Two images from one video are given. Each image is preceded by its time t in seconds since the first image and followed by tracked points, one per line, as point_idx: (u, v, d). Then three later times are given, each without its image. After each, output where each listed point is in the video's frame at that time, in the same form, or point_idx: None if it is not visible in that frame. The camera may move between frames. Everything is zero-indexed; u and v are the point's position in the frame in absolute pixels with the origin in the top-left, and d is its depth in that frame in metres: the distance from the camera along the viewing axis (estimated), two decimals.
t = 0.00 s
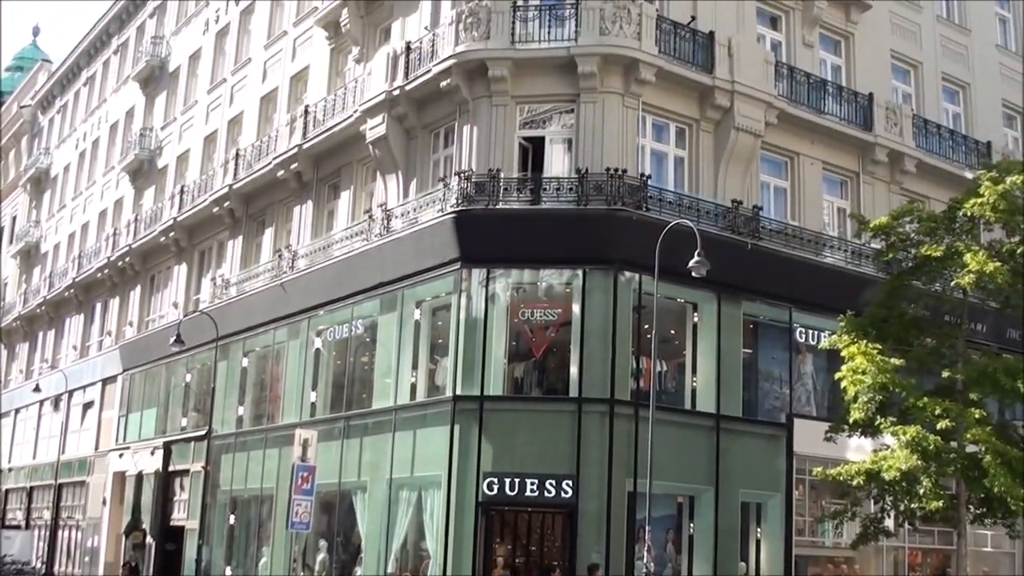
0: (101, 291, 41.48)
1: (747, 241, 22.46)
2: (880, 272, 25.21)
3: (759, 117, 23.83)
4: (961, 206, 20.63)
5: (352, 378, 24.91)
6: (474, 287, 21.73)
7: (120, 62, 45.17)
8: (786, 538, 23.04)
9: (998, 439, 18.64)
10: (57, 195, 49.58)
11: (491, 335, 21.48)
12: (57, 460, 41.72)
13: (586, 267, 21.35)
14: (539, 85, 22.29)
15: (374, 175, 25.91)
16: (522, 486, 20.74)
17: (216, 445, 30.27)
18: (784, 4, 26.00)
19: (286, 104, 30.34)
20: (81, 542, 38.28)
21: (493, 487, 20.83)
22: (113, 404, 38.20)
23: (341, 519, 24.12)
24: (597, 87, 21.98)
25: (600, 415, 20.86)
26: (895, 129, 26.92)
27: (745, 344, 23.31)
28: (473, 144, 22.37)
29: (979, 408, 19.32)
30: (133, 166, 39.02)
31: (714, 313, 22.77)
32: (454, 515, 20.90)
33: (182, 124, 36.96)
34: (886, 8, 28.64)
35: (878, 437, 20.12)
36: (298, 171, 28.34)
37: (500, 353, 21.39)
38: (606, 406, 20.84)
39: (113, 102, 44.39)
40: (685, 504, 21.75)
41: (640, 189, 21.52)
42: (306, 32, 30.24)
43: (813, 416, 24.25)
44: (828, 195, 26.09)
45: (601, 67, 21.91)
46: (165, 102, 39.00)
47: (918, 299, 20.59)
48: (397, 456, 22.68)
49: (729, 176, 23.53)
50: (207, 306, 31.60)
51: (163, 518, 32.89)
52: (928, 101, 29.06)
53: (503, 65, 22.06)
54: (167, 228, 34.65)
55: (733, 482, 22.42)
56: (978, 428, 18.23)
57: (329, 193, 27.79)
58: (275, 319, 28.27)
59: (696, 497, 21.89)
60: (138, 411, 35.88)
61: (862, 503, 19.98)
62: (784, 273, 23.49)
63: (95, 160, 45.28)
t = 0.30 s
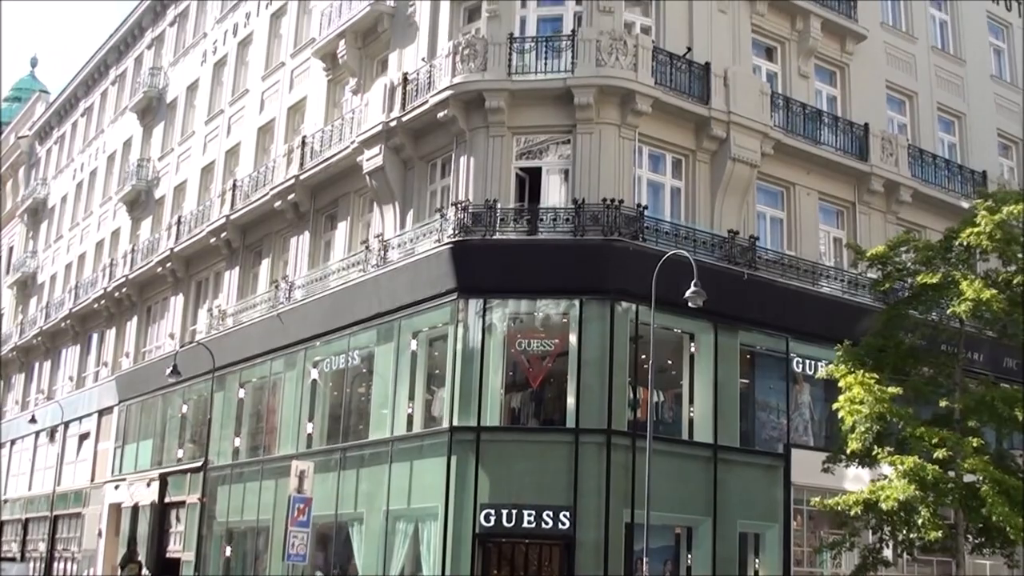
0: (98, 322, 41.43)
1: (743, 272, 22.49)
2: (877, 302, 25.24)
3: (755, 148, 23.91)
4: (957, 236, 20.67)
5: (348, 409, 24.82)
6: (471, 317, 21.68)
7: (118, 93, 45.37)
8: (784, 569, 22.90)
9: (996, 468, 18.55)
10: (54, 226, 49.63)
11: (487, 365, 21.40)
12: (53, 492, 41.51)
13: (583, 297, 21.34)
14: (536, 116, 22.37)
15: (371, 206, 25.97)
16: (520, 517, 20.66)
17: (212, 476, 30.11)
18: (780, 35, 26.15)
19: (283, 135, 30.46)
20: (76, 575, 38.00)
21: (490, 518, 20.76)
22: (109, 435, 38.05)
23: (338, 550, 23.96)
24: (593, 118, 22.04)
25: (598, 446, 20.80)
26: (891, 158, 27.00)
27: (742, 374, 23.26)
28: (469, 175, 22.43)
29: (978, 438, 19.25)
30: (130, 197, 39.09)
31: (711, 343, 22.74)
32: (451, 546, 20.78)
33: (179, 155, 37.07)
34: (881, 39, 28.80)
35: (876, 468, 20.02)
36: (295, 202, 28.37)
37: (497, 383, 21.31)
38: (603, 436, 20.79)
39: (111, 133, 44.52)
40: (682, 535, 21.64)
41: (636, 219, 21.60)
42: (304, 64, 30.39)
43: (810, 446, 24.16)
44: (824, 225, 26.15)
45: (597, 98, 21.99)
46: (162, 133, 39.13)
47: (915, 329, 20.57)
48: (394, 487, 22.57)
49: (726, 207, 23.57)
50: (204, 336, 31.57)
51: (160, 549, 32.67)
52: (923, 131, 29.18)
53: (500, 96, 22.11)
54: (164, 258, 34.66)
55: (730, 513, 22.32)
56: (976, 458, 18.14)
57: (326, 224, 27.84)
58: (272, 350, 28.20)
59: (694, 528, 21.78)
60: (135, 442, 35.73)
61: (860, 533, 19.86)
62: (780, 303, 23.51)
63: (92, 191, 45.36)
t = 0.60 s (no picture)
0: (97, 351, 41.39)
1: (742, 301, 22.49)
2: (877, 330, 25.23)
3: (754, 177, 23.96)
4: (956, 265, 20.67)
5: (348, 439, 24.74)
6: (470, 347, 21.64)
7: (118, 123, 45.59)
8: None
9: (996, 497, 18.46)
10: (53, 255, 49.69)
11: (487, 395, 21.34)
12: (52, 522, 41.34)
13: (582, 326, 21.32)
14: (534, 145, 22.43)
15: (370, 235, 26.02)
16: (519, 548, 20.57)
17: (211, 506, 29.98)
18: (778, 65, 26.25)
19: (283, 165, 30.56)
20: None
21: (490, 549, 20.64)
22: (108, 465, 37.93)
23: None
24: (592, 148, 22.11)
25: (597, 476, 20.74)
26: (890, 187, 27.05)
27: (741, 403, 23.19)
28: (468, 204, 22.48)
29: (978, 466, 19.18)
30: (130, 226, 39.16)
31: (710, 372, 22.69)
32: None
33: (178, 185, 37.17)
34: (879, 68, 28.91)
35: (876, 497, 19.93)
36: (294, 232, 28.41)
37: (496, 413, 21.24)
38: (602, 466, 20.74)
39: (110, 163, 44.66)
40: (682, 565, 21.51)
41: (635, 249, 21.64)
42: (303, 94, 30.54)
43: (811, 476, 24.06)
44: (823, 254, 26.17)
45: (595, 127, 22.05)
46: (162, 163, 39.26)
47: (914, 358, 20.54)
48: (393, 517, 22.45)
49: (725, 236, 23.59)
50: (203, 366, 31.54)
51: None
52: (922, 159, 29.25)
53: (498, 126, 22.17)
54: (163, 288, 34.68)
55: (730, 543, 22.20)
56: (976, 487, 18.06)
57: (326, 253, 27.89)
58: (271, 380, 28.16)
59: (694, 559, 21.65)
60: (134, 472, 35.62)
61: (861, 564, 19.72)
62: (780, 332, 23.49)
63: (92, 221, 45.45)
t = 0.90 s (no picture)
0: (92, 381, 41.27)
1: (738, 331, 22.50)
2: (872, 360, 25.23)
3: (749, 207, 24.02)
4: (951, 294, 20.68)
5: (343, 469, 24.63)
6: (466, 377, 21.58)
7: (114, 153, 45.72)
8: None
9: (993, 527, 18.37)
10: (48, 284, 49.64)
11: (482, 425, 21.25)
12: (45, 553, 41.06)
13: (578, 355, 21.28)
14: (530, 176, 22.49)
15: (365, 265, 26.02)
16: None
17: (206, 537, 29.80)
18: (773, 96, 26.39)
19: (279, 194, 30.62)
20: None
21: None
22: (102, 496, 37.73)
23: None
24: (588, 178, 22.17)
25: (593, 506, 20.66)
26: (885, 218, 27.11)
27: (737, 433, 23.12)
28: (464, 234, 22.50)
29: (974, 496, 19.09)
30: (125, 256, 39.15)
31: (706, 402, 22.64)
32: None
33: (174, 215, 37.20)
34: (874, 99, 29.05)
35: (873, 527, 19.83)
36: (290, 261, 28.40)
37: (491, 443, 21.16)
38: (598, 496, 20.66)
39: (106, 192, 44.72)
40: None
41: (631, 278, 21.67)
42: (299, 124, 30.63)
43: (807, 506, 23.96)
44: (818, 284, 26.21)
45: (591, 158, 22.12)
46: (157, 193, 39.30)
47: (910, 387, 20.54)
48: (389, 548, 22.31)
49: (720, 266, 23.61)
50: (198, 396, 31.45)
51: None
52: (917, 190, 29.36)
53: (494, 156, 22.23)
54: (158, 317, 34.63)
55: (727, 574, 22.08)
56: (973, 517, 17.98)
57: (321, 283, 27.88)
58: (266, 410, 28.06)
59: None
60: (127, 503, 35.41)
61: None
62: (776, 362, 23.47)
63: (87, 250, 45.45)
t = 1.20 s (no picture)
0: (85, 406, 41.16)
1: (732, 366, 22.51)
2: (866, 398, 25.23)
3: (746, 243, 24.06)
4: (946, 333, 20.71)
5: (334, 498, 24.53)
6: (459, 408, 21.49)
7: (112, 178, 45.84)
8: None
9: (985, 568, 18.27)
10: (44, 308, 49.61)
11: (475, 457, 21.15)
12: None
13: (572, 389, 21.21)
14: (526, 208, 22.54)
15: (360, 295, 26.03)
16: None
17: (196, 565, 29.63)
18: (771, 132, 26.48)
19: (275, 223, 30.67)
20: None
21: None
22: (93, 522, 37.54)
23: None
24: (584, 212, 22.22)
25: (585, 540, 20.60)
26: (881, 255, 27.16)
27: (731, 468, 23.04)
28: (459, 266, 22.52)
29: (967, 536, 18.99)
30: (121, 281, 39.15)
31: (700, 437, 22.58)
32: None
33: (171, 241, 37.23)
34: (871, 136, 29.16)
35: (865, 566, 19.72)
36: (285, 290, 28.41)
37: (484, 475, 21.07)
38: (590, 530, 20.62)
39: (103, 217, 44.79)
40: None
41: (626, 312, 21.68)
42: (297, 153, 30.73)
43: (799, 543, 23.86)
44: (813, 320, 26.23)
45: (588, 191, 22.19)
46: (155, 218, 39.35)
47: (904, 426, 20.50)
48: None
49: (715, 301, 23.63)
50: (191, 423, 31.36)
51: None
52: (913, 227, 29.43)
53: (491, 188, 22.29)
54: (153, 343, 34.60)
55: None
56: (965, 558, 17.88)
57: (316, 312, 27.88)
58: (259, 438, 27.97)
59: None
60: (118, 529, 35.22)
61: None
62: (770, 398, 23.47)
63: (83, 275, 45.45)
